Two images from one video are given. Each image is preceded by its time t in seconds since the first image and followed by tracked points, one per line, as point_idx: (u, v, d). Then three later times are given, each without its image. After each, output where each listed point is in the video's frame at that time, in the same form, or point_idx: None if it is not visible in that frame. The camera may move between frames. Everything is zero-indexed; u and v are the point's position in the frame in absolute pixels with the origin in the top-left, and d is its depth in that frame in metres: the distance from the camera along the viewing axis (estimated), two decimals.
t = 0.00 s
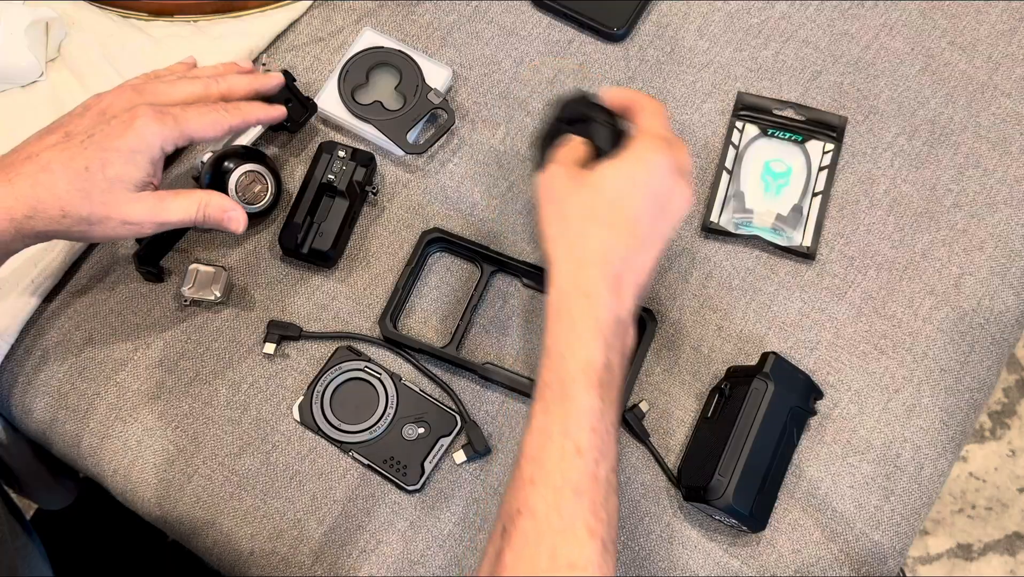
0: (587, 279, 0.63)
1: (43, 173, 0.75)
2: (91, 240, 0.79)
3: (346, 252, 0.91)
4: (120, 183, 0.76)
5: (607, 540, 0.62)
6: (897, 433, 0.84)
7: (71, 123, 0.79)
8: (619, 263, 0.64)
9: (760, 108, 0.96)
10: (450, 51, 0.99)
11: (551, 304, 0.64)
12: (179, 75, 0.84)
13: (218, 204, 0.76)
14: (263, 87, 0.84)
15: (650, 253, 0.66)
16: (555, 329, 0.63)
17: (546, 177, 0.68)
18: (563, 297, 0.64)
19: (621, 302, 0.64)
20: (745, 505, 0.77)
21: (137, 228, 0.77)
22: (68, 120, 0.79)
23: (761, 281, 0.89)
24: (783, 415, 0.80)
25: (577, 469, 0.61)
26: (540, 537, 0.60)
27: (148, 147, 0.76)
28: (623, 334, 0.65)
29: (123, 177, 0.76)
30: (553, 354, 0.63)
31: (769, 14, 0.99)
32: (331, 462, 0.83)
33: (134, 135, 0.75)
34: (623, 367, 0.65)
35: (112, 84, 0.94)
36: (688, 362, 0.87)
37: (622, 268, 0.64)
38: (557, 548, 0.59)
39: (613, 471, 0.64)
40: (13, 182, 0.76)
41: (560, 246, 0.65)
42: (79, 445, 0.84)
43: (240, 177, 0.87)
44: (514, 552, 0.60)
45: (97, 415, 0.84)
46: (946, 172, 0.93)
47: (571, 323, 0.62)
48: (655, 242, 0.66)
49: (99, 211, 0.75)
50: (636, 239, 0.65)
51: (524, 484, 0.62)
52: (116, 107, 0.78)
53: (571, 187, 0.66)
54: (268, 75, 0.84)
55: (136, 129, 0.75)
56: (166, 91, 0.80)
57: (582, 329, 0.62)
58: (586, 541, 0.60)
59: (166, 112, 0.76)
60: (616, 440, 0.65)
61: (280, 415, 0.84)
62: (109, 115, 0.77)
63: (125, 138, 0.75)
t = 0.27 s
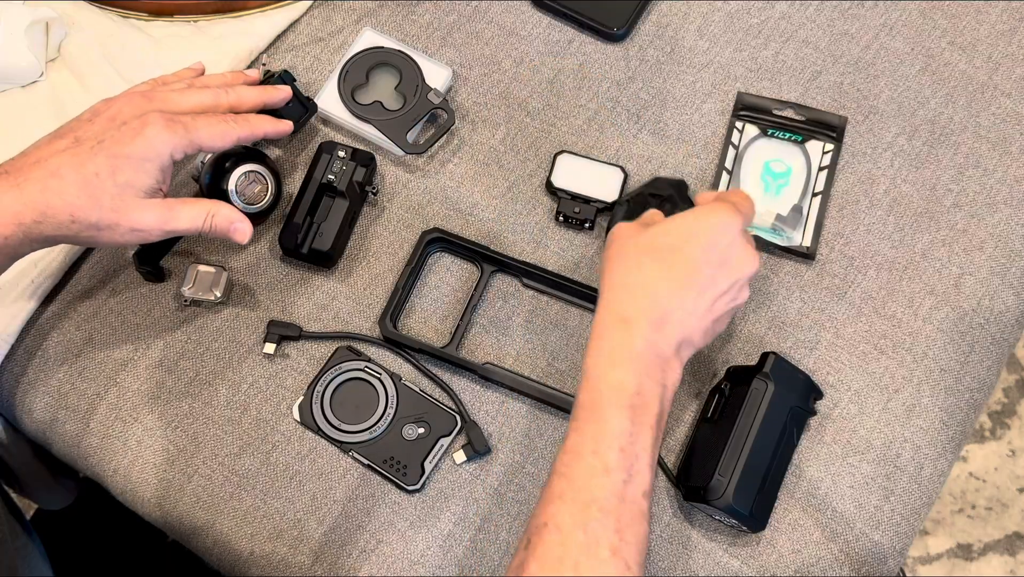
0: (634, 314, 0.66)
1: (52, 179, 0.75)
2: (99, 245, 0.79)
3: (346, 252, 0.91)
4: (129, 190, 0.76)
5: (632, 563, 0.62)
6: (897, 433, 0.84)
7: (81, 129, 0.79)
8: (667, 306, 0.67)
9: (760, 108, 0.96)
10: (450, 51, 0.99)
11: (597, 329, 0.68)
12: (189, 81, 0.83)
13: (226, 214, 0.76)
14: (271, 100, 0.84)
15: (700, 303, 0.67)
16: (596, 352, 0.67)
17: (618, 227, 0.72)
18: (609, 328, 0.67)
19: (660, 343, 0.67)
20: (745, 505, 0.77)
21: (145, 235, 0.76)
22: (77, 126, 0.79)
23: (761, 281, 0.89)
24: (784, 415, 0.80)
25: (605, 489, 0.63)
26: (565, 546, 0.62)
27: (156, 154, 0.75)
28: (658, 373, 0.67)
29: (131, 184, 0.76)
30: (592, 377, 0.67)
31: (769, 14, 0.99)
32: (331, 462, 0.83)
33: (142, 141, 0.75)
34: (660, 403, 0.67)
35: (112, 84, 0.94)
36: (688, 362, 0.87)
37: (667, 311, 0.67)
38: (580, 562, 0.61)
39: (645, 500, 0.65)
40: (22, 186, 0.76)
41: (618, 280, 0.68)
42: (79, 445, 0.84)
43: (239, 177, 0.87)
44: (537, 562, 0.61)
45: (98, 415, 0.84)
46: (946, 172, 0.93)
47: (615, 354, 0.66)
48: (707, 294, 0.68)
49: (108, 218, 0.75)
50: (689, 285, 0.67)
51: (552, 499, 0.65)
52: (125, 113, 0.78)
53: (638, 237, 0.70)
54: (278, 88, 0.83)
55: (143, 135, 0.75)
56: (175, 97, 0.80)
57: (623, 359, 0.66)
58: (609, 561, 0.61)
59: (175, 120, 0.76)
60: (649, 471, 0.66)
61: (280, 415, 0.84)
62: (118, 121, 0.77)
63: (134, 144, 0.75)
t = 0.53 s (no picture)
0: (600, 347, 0.65)
1: (46, 172, 0.75)
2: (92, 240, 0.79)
3: (346, 252, 0.91)
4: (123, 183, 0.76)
5: None
6: (897, 433, 0.84)
7: (74, 123, 0.79)
8: (634, 322, 0.64)
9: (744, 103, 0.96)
10: (450, 51, 0.99)
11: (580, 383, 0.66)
12: (183, 76, 0.84)
13: (219, 207, 0.77)
14: (265, 93, 0.84)
15: (669, 304, 0.65)
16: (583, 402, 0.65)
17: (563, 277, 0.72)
18: (587, 377, 0.65)
19: (644, 363, 0.63)
20: (745, 505, 0.77)
21: (139, 229, 0.77)
22: (70, 120, 0.80)
23: (761, 281, 0.89)
24: (783, 414, 0.80)
25: (587, 545, 0.61)
26: None
27: (150, 146, 0.76)
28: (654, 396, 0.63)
29: (126, 176, 0.76)
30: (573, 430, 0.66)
31: (769, 14, 0.99)
32: (331, 461, 0.83)
33: (136, 134, 0.76)
34: (646, 441, 0.63)
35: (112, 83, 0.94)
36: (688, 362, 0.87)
37: (638, 328, 0.64)
38: None
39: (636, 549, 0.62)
40: (16, 181, 0.76)
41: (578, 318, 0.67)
42: (79, 445, 0.84)
43: (239, 177, 0.87)
44: None
45: (97, 415, 0.84)
46: (946, 172, 0.93)
47: (604, 399, 0.63)
48: (672, 290, 0.65)
49: (100, 211, 0.75)
50: (645, 293, 0.65)
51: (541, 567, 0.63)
52: (118, 106, 0.78)
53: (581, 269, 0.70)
54: (271, 82, 0.84)
55: (138, 128, 0.76)
56: (168, 91, 0.81)
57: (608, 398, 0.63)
58: None
59: (168, 112, 0.77)
60: (638, 514, 0.63)
61: (281, 415, 0.84)
62: (112, 114, 0.78)
63: (128, 137, 0.76)
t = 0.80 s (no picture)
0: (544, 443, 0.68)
1: (41, 170, 0.76)
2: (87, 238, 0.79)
3: (346, 252, 0.91)
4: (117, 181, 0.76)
5: None
6: (897, 434, 0.84)
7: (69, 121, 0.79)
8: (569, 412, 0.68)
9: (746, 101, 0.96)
10: (450, 51, 0.99)
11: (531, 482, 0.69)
12: (179, 74, 0.84)
13: (214, 206, 0.76)
14: (261, 90, 0.84)
15: (597, 392, 0.70)
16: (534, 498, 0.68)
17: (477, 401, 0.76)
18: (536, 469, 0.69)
19: (586, 446, 0.68)
20: (745, 505, 0.77)
21: (133, 227, 0.77)
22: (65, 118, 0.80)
23: (761, 281, 0.89)
24: (783, 414, 0.80)
25: None
26: None
27: (143, 144, 0.76)
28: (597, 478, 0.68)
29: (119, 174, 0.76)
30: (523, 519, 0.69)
31: (769, 14, 0.99)
32: (331, 461, 0.83)
33: (129, 131, 0.76)
34: (596, 520, 0.67)
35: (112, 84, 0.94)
36: (688, 362, 0.87)
37: (574, 415, 0.68)
38: None
39: None
40: (10, 179, 0.76)
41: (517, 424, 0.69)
42: (79, 445, 0.84)
43: (240, 176, 0.87)
44: None
45: (97, 415, 0.84)
46: (946, 172, 0.93)
47: (549, 490, 0.67)
48: (599, 377, 0.70)
49: (94, 208, 0.75)
50: (575, 387, 0.69)
51: None
52: (112, 104, 0.79)
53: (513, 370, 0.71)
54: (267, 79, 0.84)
55: (131, 125, 0.76)
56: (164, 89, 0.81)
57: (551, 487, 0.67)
58: None
59: (161, 111, 0.77)
60: None
61: (281, 415, 0.84)
62: (106, 112, 0.78)
63: (121, 134, 0.76)
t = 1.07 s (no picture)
0: (561, 439, 0.72)
1: (34, 162, 0.74)
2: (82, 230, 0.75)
3: (346, 252, 0.91)
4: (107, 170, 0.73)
5: None
6: (897, 434, 0.84)
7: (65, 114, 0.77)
8: (586, 414, 0.72)
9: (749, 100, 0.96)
10: (450, 51, 0.99)
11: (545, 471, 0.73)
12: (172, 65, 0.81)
13: (209, 192, 0.70)
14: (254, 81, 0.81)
15: (617, 398, 0.73)
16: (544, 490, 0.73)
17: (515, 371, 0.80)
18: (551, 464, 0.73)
19: (598, 452, 0.72)
20: (745, 505, 0.77)
21: (124, 216, 0.72)
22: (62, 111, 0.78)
23: (761, 281, 0.90)
24: (783, 414, 0.80)
25: None
26: None
27: (134, 131, 0.73)
28: (604, 481, 0.71)
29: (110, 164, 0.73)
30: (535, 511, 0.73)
31: (769, 14, 0.99)
32: (331, 461, 0.83)
33: (120, 119, 0.73)
34: (603, 523, 0.71)
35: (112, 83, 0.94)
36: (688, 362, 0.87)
37: (589, 418, 0.72)
38: None
39: None
40: (6, 170, 0.75)
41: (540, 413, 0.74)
42: (79, 445, 0.84)
43: (240, 177, 0.87)
44: None
45: (97, 415, 0.84)
46: (946, 172, 0.93)
47: (561, 486, 0.72)
48: (621, 384, 0.73)
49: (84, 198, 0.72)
50: (595, 389, 0.73)
51: None
52: (107, 95, 0.77)
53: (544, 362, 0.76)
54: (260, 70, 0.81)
55: (121, 115, 0.73)
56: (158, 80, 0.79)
57: (561, 480, 0.72)
58: None
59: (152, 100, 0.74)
60: None
61: (281, 415, 0.84)
62: (98, 102, 0.76)
63: (110, 122, 0.73)
